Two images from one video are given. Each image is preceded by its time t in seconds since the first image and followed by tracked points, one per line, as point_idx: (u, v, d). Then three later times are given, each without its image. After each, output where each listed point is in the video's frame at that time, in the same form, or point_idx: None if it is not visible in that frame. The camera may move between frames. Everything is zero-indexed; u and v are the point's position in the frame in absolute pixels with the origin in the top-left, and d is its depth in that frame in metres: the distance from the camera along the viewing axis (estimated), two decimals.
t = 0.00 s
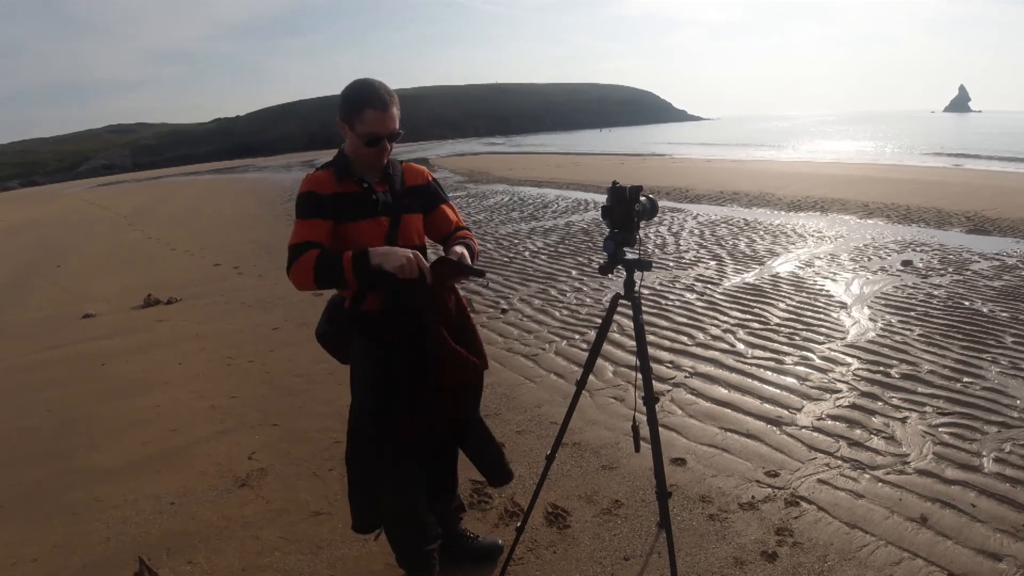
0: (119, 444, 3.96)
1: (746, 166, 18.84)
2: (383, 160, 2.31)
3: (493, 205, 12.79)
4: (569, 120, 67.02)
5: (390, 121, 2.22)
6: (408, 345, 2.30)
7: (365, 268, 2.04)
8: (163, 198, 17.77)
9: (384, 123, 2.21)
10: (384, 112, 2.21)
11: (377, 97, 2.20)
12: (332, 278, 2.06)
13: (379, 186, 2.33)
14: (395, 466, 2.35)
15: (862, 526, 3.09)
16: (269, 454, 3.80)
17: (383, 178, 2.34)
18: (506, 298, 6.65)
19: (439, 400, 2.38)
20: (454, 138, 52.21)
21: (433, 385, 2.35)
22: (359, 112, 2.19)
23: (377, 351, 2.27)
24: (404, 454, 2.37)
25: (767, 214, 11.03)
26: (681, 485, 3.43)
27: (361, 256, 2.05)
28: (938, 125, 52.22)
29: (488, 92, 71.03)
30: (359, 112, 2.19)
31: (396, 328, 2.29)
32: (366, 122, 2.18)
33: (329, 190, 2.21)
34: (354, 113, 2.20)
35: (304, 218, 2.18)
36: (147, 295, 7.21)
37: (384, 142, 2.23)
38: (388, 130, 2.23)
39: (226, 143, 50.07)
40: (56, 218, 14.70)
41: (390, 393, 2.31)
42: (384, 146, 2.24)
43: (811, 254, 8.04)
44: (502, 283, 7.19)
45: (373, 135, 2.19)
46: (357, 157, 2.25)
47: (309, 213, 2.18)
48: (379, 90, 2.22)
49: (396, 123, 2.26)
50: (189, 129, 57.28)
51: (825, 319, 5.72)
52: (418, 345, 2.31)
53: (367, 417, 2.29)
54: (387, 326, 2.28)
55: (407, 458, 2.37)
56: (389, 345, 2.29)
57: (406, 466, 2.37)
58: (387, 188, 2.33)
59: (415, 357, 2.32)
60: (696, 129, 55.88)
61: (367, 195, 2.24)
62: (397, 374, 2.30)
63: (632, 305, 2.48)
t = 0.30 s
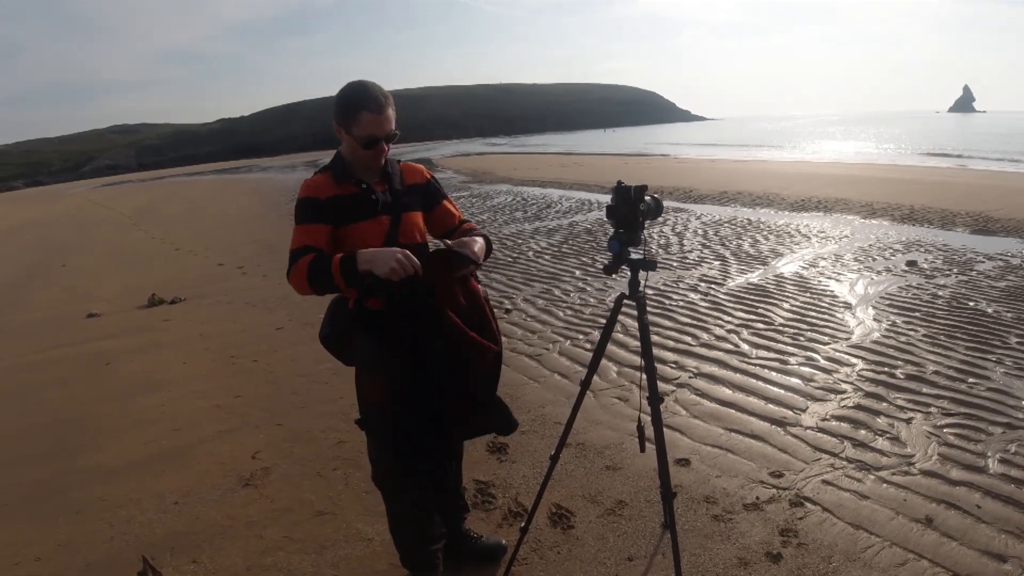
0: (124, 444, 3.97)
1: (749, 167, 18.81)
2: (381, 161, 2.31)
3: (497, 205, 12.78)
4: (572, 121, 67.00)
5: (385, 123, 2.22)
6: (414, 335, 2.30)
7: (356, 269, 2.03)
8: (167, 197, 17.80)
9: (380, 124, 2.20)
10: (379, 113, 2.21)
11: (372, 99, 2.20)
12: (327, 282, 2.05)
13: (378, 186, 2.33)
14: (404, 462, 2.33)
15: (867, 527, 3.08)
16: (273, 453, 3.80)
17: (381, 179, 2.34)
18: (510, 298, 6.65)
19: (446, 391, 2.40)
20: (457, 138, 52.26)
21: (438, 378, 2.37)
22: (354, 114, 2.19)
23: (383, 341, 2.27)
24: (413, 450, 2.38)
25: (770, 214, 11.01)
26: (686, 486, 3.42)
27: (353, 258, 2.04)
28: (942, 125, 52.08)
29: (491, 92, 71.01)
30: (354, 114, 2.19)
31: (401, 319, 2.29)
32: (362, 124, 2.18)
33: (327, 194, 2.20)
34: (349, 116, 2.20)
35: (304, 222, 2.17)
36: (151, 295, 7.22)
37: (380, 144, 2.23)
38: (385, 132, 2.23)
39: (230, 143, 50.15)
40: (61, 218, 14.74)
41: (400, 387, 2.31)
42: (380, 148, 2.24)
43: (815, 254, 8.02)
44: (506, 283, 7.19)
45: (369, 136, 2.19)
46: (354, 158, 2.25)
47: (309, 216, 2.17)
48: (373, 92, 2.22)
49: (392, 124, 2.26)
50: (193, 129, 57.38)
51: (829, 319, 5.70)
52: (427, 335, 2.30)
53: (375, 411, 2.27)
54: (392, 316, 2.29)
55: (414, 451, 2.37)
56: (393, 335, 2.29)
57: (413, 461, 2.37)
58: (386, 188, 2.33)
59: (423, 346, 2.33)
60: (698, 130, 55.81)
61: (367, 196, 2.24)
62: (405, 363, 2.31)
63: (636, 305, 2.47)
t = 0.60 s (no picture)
0: (127, 443, 3.97)
1: (752, 167, 18.78)
2: (383, 161, 2.30)
3: (500, 205, 12.77)
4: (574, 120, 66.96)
5: (385, 122, 2.21)
6: (413, 332, 2.30)
7: (371, 244, 2.01)
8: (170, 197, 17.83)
9: (380, 124, 2.19)
10: (378, 114, 2.20)
11: (371, 100, 2.19)
12: (342, 266, 2.03)
13: (381, 185, 2.32)
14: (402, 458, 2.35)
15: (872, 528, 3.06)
16: (276, 453, 3.80)
17: (385, 177, 2.33)
18: (513, 297, 6.64)
19: (445, 389, 2.35)
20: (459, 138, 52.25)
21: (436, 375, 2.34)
22: (354, 115, 2.18)
23: (384, 343, 2.23)
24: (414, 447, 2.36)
25: (774, 215, 10.98)
26: (690, 486, 3.41)
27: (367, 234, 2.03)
28: (946, 124, 51.91)
29: (494, 92, 70.99)
30: (354, 115, 2.18)
31: (401, 318, 2.26)
32: (362, 125, 2.17)
33: (332, 192, 2.20)
34: (349, 117, 2.19)
35: (310, 220, 2.16)
36: (155, 294, 7.21)
37: (381, 144, 2.22)
38: (385, 132, 2.22)
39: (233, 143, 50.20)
40: (65, 217, 14.76)
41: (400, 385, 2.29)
42: (381, 148, 2.23)
43: (820, 254, 8.00)
44: (509, 282, 7.18)
45: (370, 138, 2.18)
46: (356, 158, 2.24)
47: (314, 215, 2.17)
48: (372, 92, 2.21)
49: (392, 124, 2.25)
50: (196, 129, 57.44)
51: (834, 319, 5.68)
52: (425, 334, 2.30)
53: (375, 409, 2.27)
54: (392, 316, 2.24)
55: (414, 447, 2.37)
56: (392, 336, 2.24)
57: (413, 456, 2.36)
58: (389, 187, 2.32)
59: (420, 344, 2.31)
60: (701, 129, 55.72)
61: (370, 195, 2.23)
62: (403, 361, 2.30)
63: (641, 305, 2.46)
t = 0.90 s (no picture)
0: (128, 442, 3.97)
1: (754, 167, 18.76)
2: (383, 160, 2.30)
3: (501, 205, 12.77)
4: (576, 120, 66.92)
5: (384, 122, 2.21)
6: (414, 330, 2.30)
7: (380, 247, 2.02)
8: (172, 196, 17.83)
9: (379, 123, 2.19)
10: (377, 114, 2.20)
11: (370, 99, 2.19)
12: (347, 264, 2.03)
13: (382, 185, 2.32)
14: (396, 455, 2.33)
15: (872, 530, 3.06)
16: (276, 452, 3.80)
17: (387, 176, 2.33)
18: (514, 297, 6.63)
19: (446, 388, 2.35)
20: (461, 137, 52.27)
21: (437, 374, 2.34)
22: (353, 115, 2.18)
23: (384, 342, 2.22)
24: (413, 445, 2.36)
25: (775, 215, 10.98)
26: (690, 487, 3.41)
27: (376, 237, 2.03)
28: (949, 124, 51.81)
29: (495, 91, 70.94)
30: (353, 115, 2.18)
31: (402, 317, 2.25)
32: (361, 124, 2.17)
33: (334, 191, 2.20)
34: (349, 117, 2.19)
35: (311, 218, 2.16)
36: (156, 293, 7.21)
37: (380, 144, 2.22)
38: (384, 131, 2.22)
39: (235, 142, 50.22)
40: (67, 216, 14.77)
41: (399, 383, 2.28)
42: (381, 147, 2.23)
43: (821, 255, 7.99)
44: (510, 282, 7.19)
45: (369, 137, 2.18)
46: (356, 158, 2.24)
47: (315, 214, 2.17)
48: (371, 92, 2.21)
49: (391, 123, 2.25)
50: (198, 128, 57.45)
51: (835, 320, 5.68)
52: (426, 333, 2.30)
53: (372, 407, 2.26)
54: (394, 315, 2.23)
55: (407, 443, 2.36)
56: (393, 336, 2.23)
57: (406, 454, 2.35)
58: (390, 187, 2.32)
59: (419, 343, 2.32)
60: (702, 130, 55.67)
61: (371, 194, 2.23)
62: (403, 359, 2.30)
63: (642, 306, 2.46)
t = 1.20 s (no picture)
0: (126, 442, 3.97)
1: (755, 168, 18.76)
2: (386, 159, 2.29)
3: (501, 205, 12.78)
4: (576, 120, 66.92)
5: (386, 121, 2.21)
6: (413, 330, 2.30)
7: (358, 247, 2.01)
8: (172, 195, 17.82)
9: (381, 121, 2.19)
10: (379, 112, 2.19)
11: (373, 98, 2.18)
12: (329, 268, 2.03)
13: (385, 185, 2.32)
14: (398, 457, 2.34)
15: (870, 531, 3.06)
16: (275, 452, 3.80)
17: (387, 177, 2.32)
18: (514, 297, 6.64)
19: (446, 388, 2.35)
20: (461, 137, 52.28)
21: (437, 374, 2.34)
22: (355, 114, 2.18)
23: (383, 343, 2.22)
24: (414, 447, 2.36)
25: (775, 216, 10.98)
26: (689, 488, 3.41)
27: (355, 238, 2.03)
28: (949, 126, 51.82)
29: (495, 91, 70.92)
30: (355, 114, 2.18)
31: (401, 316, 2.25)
32: (362, 123, 2.17)
33: (332, 192, 2.20)
34: (350, 115, 2.19)
35: (309, 221, 2.16)
36: (155, 293, 7.21)
37: (382, 143, 2.21)
38: (386, 130, 2.22)
39: (235, 141, 50.21)
40: (67, 215, 14.77)
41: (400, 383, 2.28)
42: (382, 146, 2.23)
43: (821, 256, 7.99)
44: (509, 282, 7.19)
45: (371, 136, 2.18)
46: (358, 157, 2.24)
47: (315, 216, 2.17)
48: (374, 90, 2.20)
49: (394, 122, 2.25)
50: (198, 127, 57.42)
51: (835, 321, 5.68)
52: (426, 333, 2.30)
53: (374, 409, 2.27)
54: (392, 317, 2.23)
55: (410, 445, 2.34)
56: (392, 338, 2.23)
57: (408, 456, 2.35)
58: (393, 187, 2.32)
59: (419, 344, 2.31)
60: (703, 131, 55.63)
61: (373, 195, 2.23)
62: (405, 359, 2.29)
63: (641, 306, 2.46)
